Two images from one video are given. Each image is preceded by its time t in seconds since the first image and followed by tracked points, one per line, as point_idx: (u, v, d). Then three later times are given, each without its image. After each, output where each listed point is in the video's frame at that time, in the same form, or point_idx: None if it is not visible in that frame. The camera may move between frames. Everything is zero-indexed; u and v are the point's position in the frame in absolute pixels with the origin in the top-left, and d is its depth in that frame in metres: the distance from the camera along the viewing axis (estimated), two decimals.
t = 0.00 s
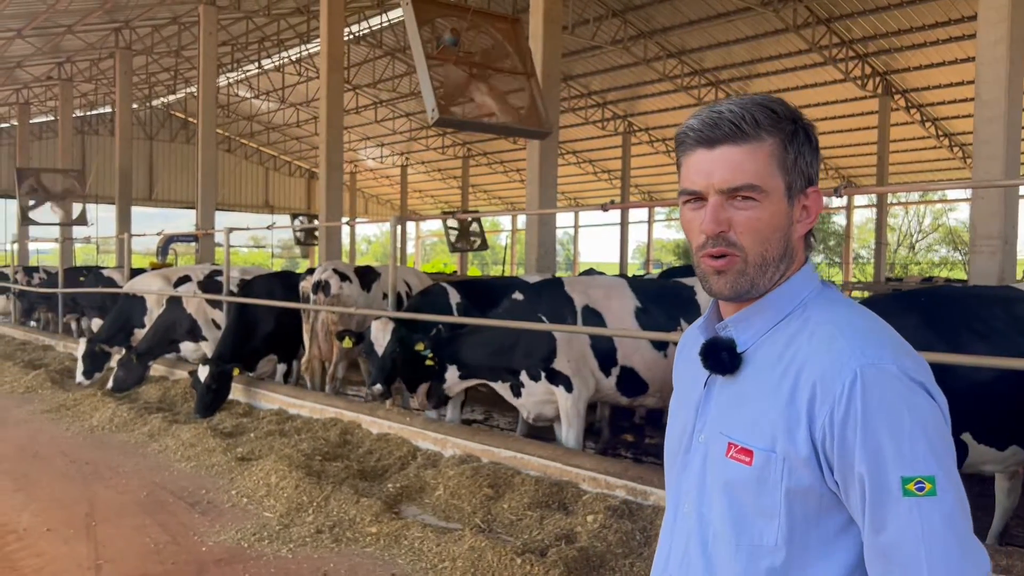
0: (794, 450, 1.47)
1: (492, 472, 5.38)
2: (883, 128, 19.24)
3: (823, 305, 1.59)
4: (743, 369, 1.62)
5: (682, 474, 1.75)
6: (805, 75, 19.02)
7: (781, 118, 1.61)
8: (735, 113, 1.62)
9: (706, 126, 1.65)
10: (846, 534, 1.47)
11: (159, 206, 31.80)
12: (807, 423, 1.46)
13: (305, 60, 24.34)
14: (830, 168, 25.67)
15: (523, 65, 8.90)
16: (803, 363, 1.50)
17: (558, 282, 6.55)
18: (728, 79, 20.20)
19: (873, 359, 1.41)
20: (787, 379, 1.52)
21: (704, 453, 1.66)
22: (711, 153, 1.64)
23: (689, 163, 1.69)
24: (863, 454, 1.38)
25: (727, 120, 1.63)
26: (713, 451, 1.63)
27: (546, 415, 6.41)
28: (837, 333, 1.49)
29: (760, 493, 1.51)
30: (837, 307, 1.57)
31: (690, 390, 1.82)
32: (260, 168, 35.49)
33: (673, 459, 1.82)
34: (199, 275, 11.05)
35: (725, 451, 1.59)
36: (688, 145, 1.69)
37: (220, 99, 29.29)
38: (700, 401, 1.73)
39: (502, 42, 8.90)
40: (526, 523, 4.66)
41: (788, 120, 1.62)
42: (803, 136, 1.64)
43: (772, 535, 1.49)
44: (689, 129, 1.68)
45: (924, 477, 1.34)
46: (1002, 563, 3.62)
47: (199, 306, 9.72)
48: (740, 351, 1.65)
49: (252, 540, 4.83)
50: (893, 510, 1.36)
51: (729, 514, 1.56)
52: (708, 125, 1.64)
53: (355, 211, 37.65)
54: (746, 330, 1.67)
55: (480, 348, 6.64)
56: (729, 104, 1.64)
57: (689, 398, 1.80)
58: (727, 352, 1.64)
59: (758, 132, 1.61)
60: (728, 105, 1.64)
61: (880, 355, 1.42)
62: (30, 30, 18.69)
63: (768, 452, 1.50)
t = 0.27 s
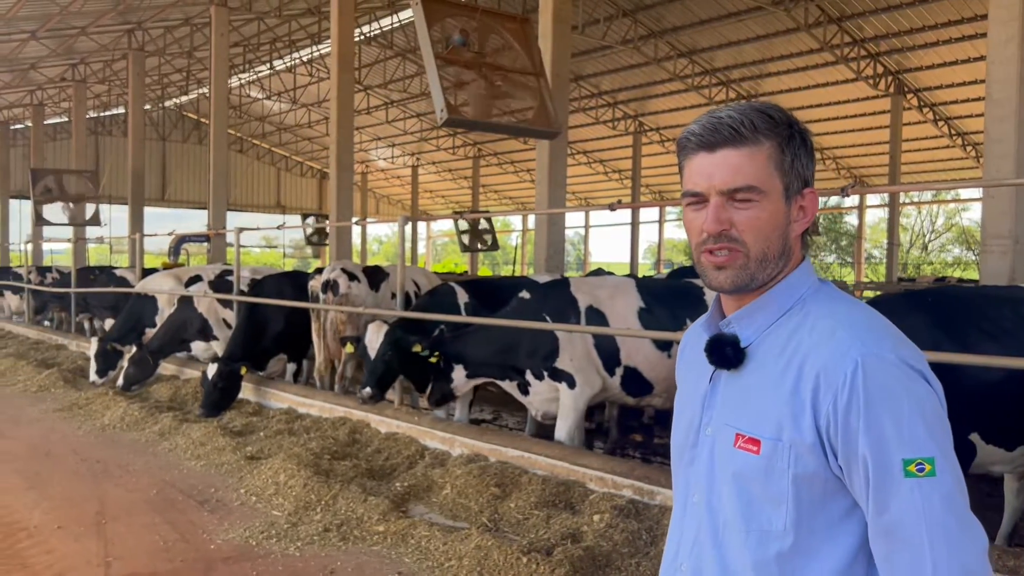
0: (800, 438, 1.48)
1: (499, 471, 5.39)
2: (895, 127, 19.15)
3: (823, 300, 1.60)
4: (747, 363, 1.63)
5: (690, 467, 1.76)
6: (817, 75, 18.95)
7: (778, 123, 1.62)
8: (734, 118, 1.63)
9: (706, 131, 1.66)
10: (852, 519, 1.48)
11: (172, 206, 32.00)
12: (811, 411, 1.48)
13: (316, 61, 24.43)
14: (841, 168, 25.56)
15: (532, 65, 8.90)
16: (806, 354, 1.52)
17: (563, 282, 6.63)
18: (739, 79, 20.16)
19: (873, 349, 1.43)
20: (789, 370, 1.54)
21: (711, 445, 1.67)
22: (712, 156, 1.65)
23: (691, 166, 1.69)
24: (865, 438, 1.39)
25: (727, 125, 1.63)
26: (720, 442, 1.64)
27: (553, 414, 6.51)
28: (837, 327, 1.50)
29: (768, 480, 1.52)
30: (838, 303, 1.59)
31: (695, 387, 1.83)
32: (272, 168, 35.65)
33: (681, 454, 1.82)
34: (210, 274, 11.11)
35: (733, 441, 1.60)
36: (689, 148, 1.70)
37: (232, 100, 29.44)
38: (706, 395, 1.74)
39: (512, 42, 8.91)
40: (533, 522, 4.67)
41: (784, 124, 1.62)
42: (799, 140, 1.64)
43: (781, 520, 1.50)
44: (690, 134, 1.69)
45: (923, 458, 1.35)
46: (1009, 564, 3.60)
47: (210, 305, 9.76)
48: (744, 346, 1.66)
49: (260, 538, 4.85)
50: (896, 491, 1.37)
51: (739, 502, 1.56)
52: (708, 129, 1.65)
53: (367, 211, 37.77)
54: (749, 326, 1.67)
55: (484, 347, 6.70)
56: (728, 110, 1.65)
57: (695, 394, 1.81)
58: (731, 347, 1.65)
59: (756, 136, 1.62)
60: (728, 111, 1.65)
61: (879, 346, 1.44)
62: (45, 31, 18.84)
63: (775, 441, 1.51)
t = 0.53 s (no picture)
0: (805, 436, 1.49)
1: (505, 471, 5.40)
2: (907, 127, 19.04)
3: (823, 300, 1.60)
4: (749, 363, 1.63)
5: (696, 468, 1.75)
6: (828, 74, 18.88)
7: (773, 128, 1.62)
8: (729, 122, 1.63)
9: (703, 135, 1.66)
10: (856, 514, 1.48)
11: (184, 206, 32.17)
12: (815, 409, 1.48)
13: (326, 62, 24.49)
14: (852, 168, 25.46)
15: (540, 65, 8.90)
16: (808, 353, 1.52)
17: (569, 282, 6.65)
18: (750, 78, 20.12)
19: (874, 347, 1.43)
20: (792, 369, 1.54)
21: (716, 445, 1.66)
22: (709, 159, 1.65)
23: (689, 168, 1.69)
24: (868, 434, 1.40)
25: (723, 129, 1.64)
26: (725, 442, 1.63)
27: (560, 413, 6.53)
28: (839, 325, 1.51)
29: (775, 478, 1.52)
30: (837, 303, 1.59)
31: (698, 389, 1.82)
32: (283, 169, 35.77)
33: (686, 455, 1.82)
34: (220, 274, 11.17)
35: (739, 441, 1.59)
36: (687, 152, 1.70)
37: (243, 100, 29.56)
38: (709, 395, 1.73)
39: (520, 42, 8.90)
40: (538, 521, 4.67)
41: (779, 127, 1.62)
42: (794, 144, 1.64)
43: (788, 517, 1.50)
44: (688, 138, 1.69)
45: (924, 454, 1.36)
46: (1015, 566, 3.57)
47: (220, 306, 9.85)
48: (746, 347, 1.65)
49: (267, 536, 4.87)
50: (900, 485, 1.38)
51: (746, 501, 1.56)
52: (705, 134, 1.65)
53: (377, 211, 37.86)
54: (750, 327, 1.67)
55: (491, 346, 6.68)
56: (724, 115, 1.65)
57: (698, 395, 1.81)
58: (733, 348, 1.65)
59: (752, 139, 1.62)
60: (724, 115, 1.65)
61: (879, 343, 1.44)
62: (57, 33, 18.96)
63: (781, 440, 1.51)
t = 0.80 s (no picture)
0: (818, 434, 1.50)
1: (513, 470, 5.42)
2: (918, 126, 18.96)
3: (828, 301, 1.63)
4: (758, 364, 1.64)
5: (706, 467, 1.76)
6: (838, 74, 18.83)
7: (776, 135, 1.63)
8: (734, 130, 1.64)
9: (710, 143, 1.67)
10: (868, 508, 1.50)
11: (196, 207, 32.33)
12: (828, 407, 1.49)
13: (336, 63, 24.57)
14: (863, 167, 25.37)
15: (548, 66, 8.91)
16: (817, 352, 1.54)
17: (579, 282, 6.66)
18: (760, 78, 20.11)
19: (882, 346, 1.46)
20: (802, 369, 1.55)
21: (728, 444, 1.67)
22: (716, 167, 1.66)
23: (696, 175, 1.70)
24: (880, 430, 1.42)
25: (729, 137, 1.65)
26: (737, 441, 1.64)
27: (569, 413, 6.54)
28: (846, 325, 1.53)
29: (790, 476, 1.53)
30: (843, 303, 1.61)
31: (703, 390, 1.83)
32: (294, 170, 35.94)
33: (695, 455, 1.83)
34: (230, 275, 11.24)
35: (752, 439, 1.60)
36: (694, 160, 1.70)
37: (255, 101, 29.68)
38: (718, 395, 1.74)
39: (528, 42, 8.92)
40: (544, 520, 4.69)
41: (782, 135, 1.64)
42: (796, 150, 1.65)
43: (803, 513, 1.52)
44: (694, 146, 1.70)
45: (934, 448, 1.39)
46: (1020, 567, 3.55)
47: (229, 305, 9.91)
48: (755, 349, 1.66)
49: (275, 535, 4.91)
50: (912, 479, 1.40)
51: (760, 498, 1.57)
52: (711, 142, 1.67)
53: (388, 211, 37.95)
54: (758, 330, 1.68)
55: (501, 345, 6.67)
56: (729, 123, 1.66)
57: (704, 395, 1.82)
58: (743, 349, 1.66)
59: (757, 147, 1.63)
60: (729, 123, 1.66)
61: (887, 342, 1.47)
62: (70, 35, 19.10)
63: (794, 438, 1.53)
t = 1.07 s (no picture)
0: (821, 427, 1.53)
1: (520, 469, 5.45)
2: (930, 126, 18.90)
3: (826, 299, 1.66)
4: (758, 361, 1.67)
5: (705, 461, 1.78)
6: (849, 74, 18.79)
7: (777, 137, 1.66)
8: (738, 134, 1.67)
9: (714, 146, 1.69)
10: (868, 497, 1.54)
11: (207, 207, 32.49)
12: (830, 400, 1.53)
13: (347, 63, 24.66)
14: (875, 167, 25.28)
15: (555, 66, 8.93)
16: (818, 348, 1.58)
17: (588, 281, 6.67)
18: (769, 78, 20.09)
19: (883, 342, 1.50)
20: (803, 365, 1.59)
21: (729, 438, 1.70)
22: (720, 169, 1.68)
23: (700, 177, 1.72)
24: (882, 422, 1.45)
25: (733, 140, 1.67)
26: (739, 434, 1.67)
27: (579, 412, 6.56)
28: (846, 322, 1.57)
29: (792, 468, 1.56)
30: (841, 301, 1.65)
31: (701, 385, 1.85)
32: (305, 170, 36.08)
33: (692, 450, 1.85)
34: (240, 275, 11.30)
35: (754, 433, 1.63)
36: (697, 161, 1.72)
37: (266, 102, 29.80)
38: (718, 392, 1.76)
39: (535, 43, 8.94)
40: (551, 519, 4.72)
41: (783, 138, 1.67)
42: (797, 152, 1.69)
43: (805, 503, 1.55)
44: (698, 147, 1.72)
45: (933, 438, 1.44)
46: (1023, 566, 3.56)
47: (238, 305, 9.94)
48: (756, 346, 1.69)
49: (284, 532, 4.96)
50: (912, 468, 1.44)
51: (763, 490, 1.60)
52: (715, 144, 1.69)
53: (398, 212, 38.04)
54: (759, 326, 1.70)
55: (512, 345, 6.71)
56: (732, 125, 1.68)
57: (702, 391, 1.84)
58: (745, 346, 1.68)
59: (760, 150, 1.66)
60: (732, 126, 1.69)
61: (886, 338, 1.51)
62: (83, 37, 19.24)
63: (796, 432, 1.56)
